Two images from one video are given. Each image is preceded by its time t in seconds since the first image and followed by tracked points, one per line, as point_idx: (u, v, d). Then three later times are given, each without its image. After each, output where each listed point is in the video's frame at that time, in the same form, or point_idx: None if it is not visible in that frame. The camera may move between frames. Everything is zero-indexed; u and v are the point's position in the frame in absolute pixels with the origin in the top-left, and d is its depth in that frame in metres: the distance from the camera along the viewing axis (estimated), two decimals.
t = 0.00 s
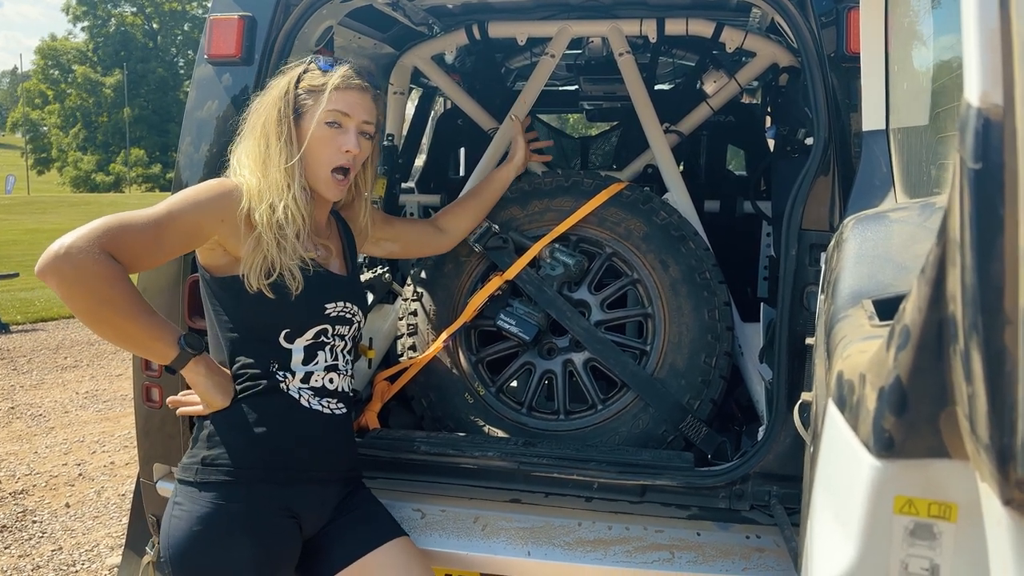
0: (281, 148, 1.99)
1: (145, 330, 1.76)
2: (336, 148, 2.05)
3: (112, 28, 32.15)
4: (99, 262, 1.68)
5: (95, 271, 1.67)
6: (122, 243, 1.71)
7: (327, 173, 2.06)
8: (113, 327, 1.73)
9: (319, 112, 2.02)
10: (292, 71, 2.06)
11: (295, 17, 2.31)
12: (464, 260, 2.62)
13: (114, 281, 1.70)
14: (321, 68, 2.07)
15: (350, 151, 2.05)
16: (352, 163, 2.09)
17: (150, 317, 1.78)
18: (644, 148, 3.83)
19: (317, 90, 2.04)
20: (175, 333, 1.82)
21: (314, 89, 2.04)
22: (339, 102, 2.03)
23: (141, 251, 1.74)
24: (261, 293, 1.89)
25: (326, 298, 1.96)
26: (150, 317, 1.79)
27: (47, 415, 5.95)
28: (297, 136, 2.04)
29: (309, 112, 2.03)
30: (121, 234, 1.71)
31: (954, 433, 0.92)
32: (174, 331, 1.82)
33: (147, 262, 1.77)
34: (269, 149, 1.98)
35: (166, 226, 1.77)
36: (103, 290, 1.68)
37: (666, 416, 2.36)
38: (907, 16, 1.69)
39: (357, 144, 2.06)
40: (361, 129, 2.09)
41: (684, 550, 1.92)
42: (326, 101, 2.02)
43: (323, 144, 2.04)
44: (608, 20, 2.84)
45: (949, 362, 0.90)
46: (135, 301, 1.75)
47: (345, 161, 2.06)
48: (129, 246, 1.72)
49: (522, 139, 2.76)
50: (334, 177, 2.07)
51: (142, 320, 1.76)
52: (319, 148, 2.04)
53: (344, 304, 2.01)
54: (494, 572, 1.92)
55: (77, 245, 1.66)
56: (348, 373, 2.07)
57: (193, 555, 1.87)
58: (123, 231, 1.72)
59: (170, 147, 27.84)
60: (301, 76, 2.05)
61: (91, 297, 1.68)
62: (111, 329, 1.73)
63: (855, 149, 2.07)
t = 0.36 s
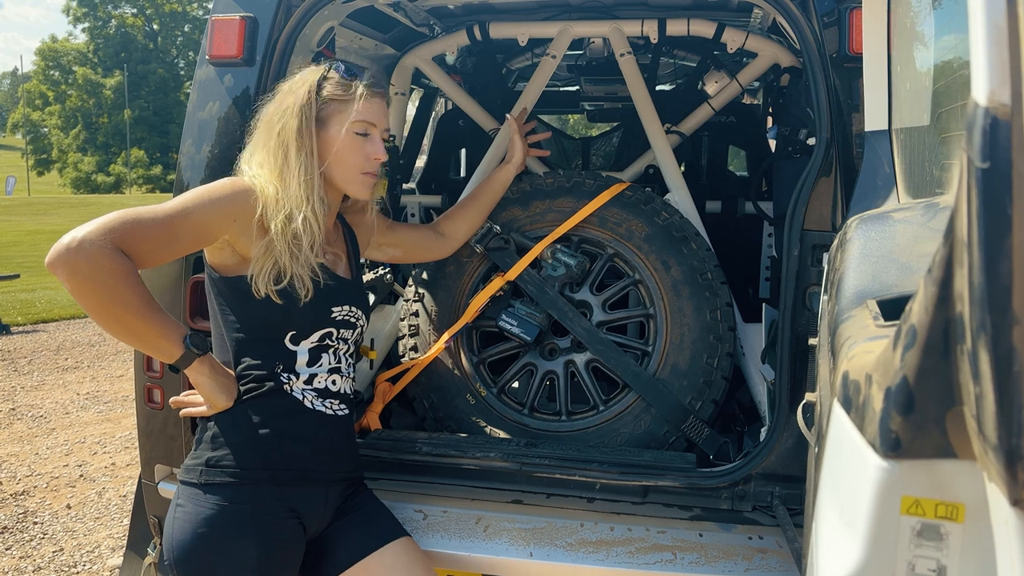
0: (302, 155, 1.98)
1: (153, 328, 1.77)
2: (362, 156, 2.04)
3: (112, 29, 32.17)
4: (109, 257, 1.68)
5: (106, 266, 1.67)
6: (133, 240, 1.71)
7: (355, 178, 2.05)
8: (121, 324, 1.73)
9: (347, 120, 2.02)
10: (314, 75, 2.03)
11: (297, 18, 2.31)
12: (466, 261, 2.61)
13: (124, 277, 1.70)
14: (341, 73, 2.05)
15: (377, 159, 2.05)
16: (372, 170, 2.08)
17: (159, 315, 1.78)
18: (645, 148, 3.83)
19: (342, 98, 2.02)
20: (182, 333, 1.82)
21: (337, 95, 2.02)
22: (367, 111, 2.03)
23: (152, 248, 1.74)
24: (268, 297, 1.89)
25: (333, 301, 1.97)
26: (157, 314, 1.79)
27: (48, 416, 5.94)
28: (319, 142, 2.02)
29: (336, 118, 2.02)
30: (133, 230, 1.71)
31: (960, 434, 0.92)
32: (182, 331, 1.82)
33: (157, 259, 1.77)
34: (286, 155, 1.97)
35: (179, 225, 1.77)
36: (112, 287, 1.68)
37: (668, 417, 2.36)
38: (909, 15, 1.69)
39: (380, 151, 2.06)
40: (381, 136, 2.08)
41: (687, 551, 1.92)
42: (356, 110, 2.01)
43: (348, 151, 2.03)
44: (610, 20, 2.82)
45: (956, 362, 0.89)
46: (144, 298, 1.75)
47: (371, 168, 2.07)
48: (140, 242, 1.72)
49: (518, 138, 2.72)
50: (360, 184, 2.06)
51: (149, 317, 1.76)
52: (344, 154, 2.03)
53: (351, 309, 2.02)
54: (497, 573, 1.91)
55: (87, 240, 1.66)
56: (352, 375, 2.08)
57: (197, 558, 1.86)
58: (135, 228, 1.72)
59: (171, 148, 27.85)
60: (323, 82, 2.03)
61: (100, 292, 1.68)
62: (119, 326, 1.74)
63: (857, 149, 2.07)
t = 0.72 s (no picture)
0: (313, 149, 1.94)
1: (190, 330, 1.72)
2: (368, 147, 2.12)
3: (112, 28, 32.17)
4: (160, 256, 1.63)
5: (151, 265, 1.61)
6: (177, 237, 1.65)
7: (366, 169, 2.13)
8: (157, 324, 1.69)
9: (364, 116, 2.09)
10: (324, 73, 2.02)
11: (295, 19, 2.32)
12: (462, 262, 2.61)
13: (166, 276, 1.64)
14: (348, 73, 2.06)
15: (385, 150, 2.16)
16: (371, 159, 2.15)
17: (196, 316, 1.74)
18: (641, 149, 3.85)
19: (355, 97, 2.06)
20: (215, 335, 1.79)
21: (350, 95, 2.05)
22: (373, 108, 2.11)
23: (194, 246, 1.68)
24: (312, 309, 1.89)
25: (350, 299, 2.00)
26: (192, 314, 1.74)
27: (46, 415, 5.95)
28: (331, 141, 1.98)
29: (357, 115, 2.07)
30: (177, 227, 1.65)
31: (941, 434, 0.93)
32: (214, 333, 1.79)
33: (195, 257, 1.71)
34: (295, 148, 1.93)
35: (218, 222, 1.70)
36: (158, 286, 1.64)
37: (662, 417, 2.38)
38: (902, 18, 1.71)
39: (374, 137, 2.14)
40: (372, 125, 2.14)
41: (680, 550, 1.93)
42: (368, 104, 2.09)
43: (360, 146, 2.10)
44: (606, 22, 2.84)
45: (935, 362, 0.91)
46: (185, 299, 1.71)
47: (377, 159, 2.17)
48: (183, 241, 1.66)
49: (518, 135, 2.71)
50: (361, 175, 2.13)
51: (185, 318, 1.71)
52: (360, 150, 2.10)
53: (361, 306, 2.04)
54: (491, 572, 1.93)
55: (138, 236, 1.61)
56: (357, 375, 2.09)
57: (200, 557, 1.87)
58: (180, 225, 1.65)
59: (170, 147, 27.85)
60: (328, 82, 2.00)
61: (141, 291, 1.63)
62: (154, 326, 1.68)
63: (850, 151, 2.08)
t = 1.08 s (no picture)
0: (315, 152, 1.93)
1: (189, 330, 1.72)
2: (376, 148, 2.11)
3: (110, 27, 32.14)
4: (160, 255, 1.63)
5: (151, 264, 1.61)
6: (177, 236, 1.65)
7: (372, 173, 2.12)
8: (156, 323, 1.68)
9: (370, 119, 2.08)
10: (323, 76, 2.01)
11: (294, 19, 2.32)
12: (461, 262, 2.61)
13: (166, 276, 1.64)
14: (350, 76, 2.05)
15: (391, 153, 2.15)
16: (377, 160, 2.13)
17: (195, 316, 1.73)
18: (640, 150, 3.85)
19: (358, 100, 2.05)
20: (215, 335, 1.78)
21: (354, 96, 2.04)
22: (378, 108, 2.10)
23: (194, 245, 1.68)
24: (310, 316, 1.88)
25: (349, 300, 1.99)
26: (193, 314, 1.74)
27: (44, 415, 5.95)
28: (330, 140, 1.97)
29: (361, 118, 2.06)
30: (177, 226, 1.65)
31: (938, 435, 0.93)
32: (214, 333, 1.78)
33: (195, 257, 1.71)
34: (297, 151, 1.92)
35: (218, 221, 1.70)
36: (158, 285, 1.63)
37: (660, 418, 2.37)
38: (900, 20, 1.71)
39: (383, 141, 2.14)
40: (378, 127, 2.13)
41: (678, 551, 1.93)
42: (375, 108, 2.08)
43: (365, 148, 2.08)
44: (605, 23, 2.83)
45: (933, 364, 0.91)
46: (184, 299, 1.71)
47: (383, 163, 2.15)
48: (183, 239, 1.66)
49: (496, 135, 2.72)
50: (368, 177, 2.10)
51: (186, 318, 1.71)
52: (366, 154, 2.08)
53: (362, 307, 2.03)
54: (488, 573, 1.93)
55: (138, 235, 1.60)
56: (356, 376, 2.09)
57: (200, 558, 1.87)
58: (180, 224, 1.65)
59: (168, 147, 27.82)
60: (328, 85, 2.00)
61: (141, 290, 1.63)
62: (153, 325, 1.68)
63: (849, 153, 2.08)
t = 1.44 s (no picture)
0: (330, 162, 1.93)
1: (197, 332, 1.72)
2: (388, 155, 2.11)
3: (109, 28, 32.13)
4: (172, 256, 1.62)
5: (164, 265, 1.61)
6: (192, 238, 1.65)
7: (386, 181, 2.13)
8: (165, 323, 1.68)
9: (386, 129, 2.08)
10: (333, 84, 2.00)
11: (293, 20, 2.31)
12: (460, 263, 2.61)
13: (178, 277, 1.64)
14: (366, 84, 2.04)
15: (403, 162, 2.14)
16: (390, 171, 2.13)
17: (203, 317, 1.73)
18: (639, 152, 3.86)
19: (376, 110, 2.05)
20: (220, 337, 1.78)
21: (373, 106, 2.05)
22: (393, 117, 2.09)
23: (207, 248, 1.67)
24: (314, 324, 1.88)
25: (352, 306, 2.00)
26: (201, 316, 1.74)
27: (41, 416, 5.94)
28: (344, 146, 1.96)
29: (376, 127, 2.05)
30: (192, 228, 1.64)
31: (940, 438, 0.93)
32: (220, 335, 1.78)
33: (207, 259, 1.71)
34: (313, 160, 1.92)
35: (232, 225, 1.70)
36: (170, 286, 1.63)
37: (660, 419, 2.37)
38: (899, 23, 1.71)
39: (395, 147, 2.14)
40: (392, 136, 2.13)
41: (677, 553, 1.93)
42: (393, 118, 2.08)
43: (380, 157, 2.08)
44: (604, 25, 2.83)
45: (933, 366, 0.91)
46: (194, 300, 1.70)
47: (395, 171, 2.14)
48: (197, 242, 1.65)
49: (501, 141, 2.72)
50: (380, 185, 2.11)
51: (195, 319, 1.71)
52: (379, 163, 2.08)
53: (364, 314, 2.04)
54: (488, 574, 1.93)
55: (153, 236, 1.60)
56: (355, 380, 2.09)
57: (200, 560, 1.86)
58: (195, 226, 1.65)
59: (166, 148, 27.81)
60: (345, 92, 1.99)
61: (153, 291, 1.62)
62: (162, 325, 1.68)
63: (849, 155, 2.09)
